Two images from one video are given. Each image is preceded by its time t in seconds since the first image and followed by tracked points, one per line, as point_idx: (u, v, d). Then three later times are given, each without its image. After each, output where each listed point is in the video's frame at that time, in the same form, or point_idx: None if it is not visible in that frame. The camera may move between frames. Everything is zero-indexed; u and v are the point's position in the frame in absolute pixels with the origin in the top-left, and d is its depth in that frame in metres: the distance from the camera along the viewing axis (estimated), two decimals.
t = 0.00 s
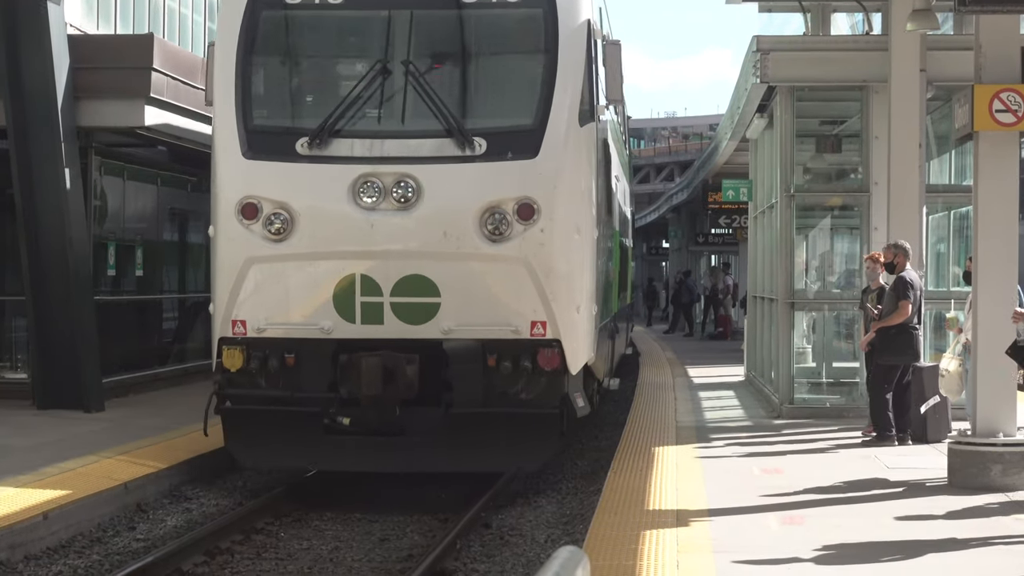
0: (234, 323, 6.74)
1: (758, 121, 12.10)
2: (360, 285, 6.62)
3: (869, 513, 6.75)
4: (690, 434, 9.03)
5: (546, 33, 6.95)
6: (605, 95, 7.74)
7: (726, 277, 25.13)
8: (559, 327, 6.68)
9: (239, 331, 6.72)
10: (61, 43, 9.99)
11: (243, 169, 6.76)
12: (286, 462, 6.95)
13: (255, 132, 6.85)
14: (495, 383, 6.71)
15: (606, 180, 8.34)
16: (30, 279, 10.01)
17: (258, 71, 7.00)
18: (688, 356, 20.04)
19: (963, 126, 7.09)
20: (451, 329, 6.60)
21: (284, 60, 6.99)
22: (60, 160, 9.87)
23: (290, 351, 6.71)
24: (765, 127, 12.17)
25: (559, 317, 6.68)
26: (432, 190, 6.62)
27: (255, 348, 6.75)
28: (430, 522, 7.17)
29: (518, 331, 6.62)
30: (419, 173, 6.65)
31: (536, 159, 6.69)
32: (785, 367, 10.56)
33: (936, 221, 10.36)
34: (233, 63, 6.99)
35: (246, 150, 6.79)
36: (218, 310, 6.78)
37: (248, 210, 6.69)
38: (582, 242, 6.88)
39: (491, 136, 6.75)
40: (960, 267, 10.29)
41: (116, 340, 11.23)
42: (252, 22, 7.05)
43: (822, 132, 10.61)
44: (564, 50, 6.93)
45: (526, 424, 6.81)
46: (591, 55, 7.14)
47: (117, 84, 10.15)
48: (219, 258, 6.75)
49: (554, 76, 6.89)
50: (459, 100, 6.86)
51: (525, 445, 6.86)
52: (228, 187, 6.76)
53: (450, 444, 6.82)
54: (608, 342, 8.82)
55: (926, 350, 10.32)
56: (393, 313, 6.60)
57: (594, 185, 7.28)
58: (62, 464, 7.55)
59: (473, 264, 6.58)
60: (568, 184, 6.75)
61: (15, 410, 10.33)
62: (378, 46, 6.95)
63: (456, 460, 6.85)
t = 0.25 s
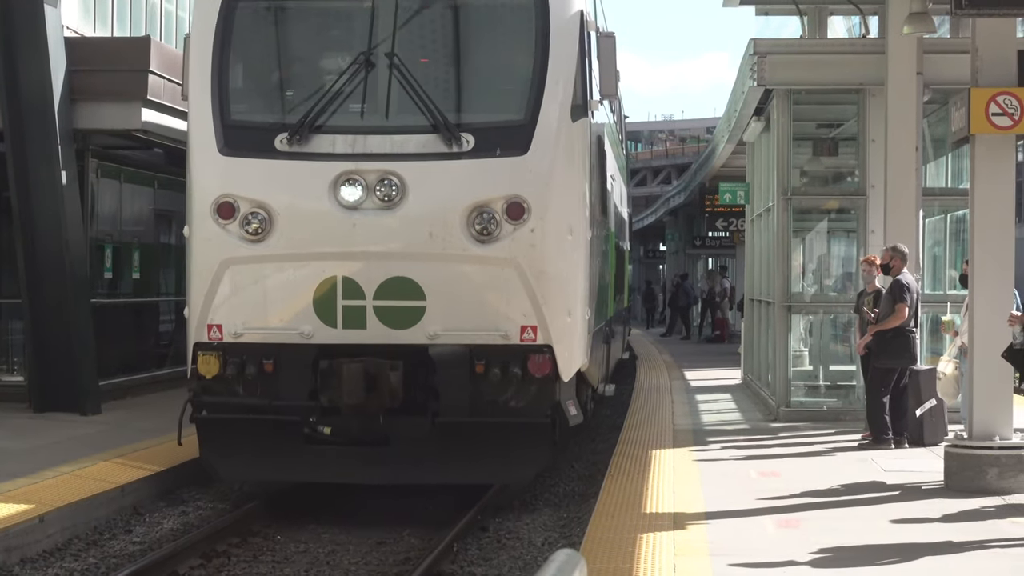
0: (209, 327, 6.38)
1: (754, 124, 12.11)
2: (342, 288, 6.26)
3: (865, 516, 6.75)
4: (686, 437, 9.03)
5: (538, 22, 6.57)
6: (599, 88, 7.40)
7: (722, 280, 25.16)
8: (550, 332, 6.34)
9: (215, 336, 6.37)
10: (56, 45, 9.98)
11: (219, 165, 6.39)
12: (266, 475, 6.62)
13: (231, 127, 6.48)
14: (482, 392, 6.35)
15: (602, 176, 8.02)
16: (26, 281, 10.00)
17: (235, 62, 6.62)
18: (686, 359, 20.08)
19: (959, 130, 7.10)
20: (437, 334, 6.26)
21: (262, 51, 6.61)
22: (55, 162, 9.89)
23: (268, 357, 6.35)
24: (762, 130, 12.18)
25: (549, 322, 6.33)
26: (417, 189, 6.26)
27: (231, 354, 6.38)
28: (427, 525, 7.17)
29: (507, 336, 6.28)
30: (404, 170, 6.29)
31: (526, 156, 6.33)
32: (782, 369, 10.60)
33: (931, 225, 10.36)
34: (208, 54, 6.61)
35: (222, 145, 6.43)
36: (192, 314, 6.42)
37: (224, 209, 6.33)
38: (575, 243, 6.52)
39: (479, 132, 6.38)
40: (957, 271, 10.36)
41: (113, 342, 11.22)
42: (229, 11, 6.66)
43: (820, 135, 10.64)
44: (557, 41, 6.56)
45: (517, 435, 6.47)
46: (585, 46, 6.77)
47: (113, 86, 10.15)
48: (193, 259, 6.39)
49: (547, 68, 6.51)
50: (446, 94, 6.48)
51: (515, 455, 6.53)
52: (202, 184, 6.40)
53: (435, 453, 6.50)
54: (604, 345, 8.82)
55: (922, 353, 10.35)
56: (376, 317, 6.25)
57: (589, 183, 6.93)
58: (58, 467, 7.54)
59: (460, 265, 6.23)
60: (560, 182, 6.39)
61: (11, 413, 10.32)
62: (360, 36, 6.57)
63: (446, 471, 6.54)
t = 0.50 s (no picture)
0: (185, 331, 6.12)
1: (753, 128, 12.12)
2: (323, 290, 6.00)
3: (862, 520, 6.76)
4: (685, 440, 9.04)
5: (530, 13, 6.31)
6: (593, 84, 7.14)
7: (721, 284, 25.21)
8: (542, 336, 6.06)
9: (191, 340, 6.11)
10: (56, 46, 9.97)
11: (196, 161, 6.13)
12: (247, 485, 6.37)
13: (211, 122, 6.22)
14: (471, 399, 6.10)
15: (597, 176, 7.77)
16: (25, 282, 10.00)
17: (214, 56, 6.34)
18: (685, 363, 20.11)
19: (957, 135, 7.11)
20: (422, 338, 5.99)
21: (241, 43, 6.33)
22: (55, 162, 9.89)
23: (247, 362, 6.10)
24: (761, 135, 12.18)
25: (541, 325, 6.06)
26: (402, 187, 6.00)
27: (208, 358, 6.13)
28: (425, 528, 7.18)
29: (496, 341, 6.02)
30: (388, 167, 6.02)
31: (516, 152, 6.07)
32: (779, 374, 10.60)
33: (929, 229, 10.40)
34: (186, 47, 6.34)
35: (199, 141, 6.16)
36: (167, 317, 6.15)
37: (200, 208, 6.07)
38: (568, 244, 6.25)
39: (468, 128, 6.11)
40: (954, 275, 10.36)
41: (111, 344, 11.22)
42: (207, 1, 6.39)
43: (818, 139, 10.65)
44: (549, 32, 6.28)
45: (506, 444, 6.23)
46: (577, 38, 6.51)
47: (113, 88, 10.15)
48: (167, 259, 6.12)
49: (538, 60, 6.25)
50: (434, 88, 6.20)
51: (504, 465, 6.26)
52: (178, 181, 6.12)
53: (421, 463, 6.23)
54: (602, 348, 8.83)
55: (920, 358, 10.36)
56: (357, 320, 5.99)
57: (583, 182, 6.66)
58: (55, 468, 7.53)
59: (447, 266, 5.97)
60: (552, 180, 6.13)
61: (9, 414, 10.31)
62: (343, 27, 6.29)
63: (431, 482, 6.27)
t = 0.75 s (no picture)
0: (157, 338, 5.71)
1: (752, 134, 12.11)
2: (304, 295, 5.61)
3: (861, 527, 6.75)
4: (684, 446, 9.04)
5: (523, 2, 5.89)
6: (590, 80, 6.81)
7: (720, 291, 25.24)
8: (534, 345, 5.66)
9: (164, 347, 5.71)
10: (55, 52, 9.97)
11: (170, 158, 5.72)
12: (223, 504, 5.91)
13: (184, 118, 5.80)
14: (459, 409, 5.73)
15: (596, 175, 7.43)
16: (24, 288, 9.99)
17: (189, 48, 5.92)
18: (684, 368, 20.14)
19: (957, 141, 7.11)
20: (408, 347, 5.59)
21: (218, 35, 5.91)
22: (53, 167, 9.89)
23: (223, 371, 5.72)
24: (760, 141, 12.18)
25: (533, 334, 5.65)
26: (387, 186, 5.60)
27: (181, 366, 5.74)
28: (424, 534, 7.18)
29: (486, 349, 5.61)
30: (371, 165, 5.63)
31: (508, 149, 5.66)
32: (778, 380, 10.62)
33: (929, 235, 10.42)
34: (158, 38, 5.91)
35: (173, 137, 5.76)
36: (139, 324, 5.74)
37: (175, 207, 5.68)
38: (564, 248, 5.86)
39: (457, 123, 5.70)
40: (953, 281, 10.35)
41: (110, 349, 11.21)
42: None
43: (818, 145, 10.66)
44: (543, 23, 5.88)
45: (498, 460, 5.80)
46: (572, 30, 6.11)
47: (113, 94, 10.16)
48: (139, 262, 5.73)
49: (531, 53, 5.83)
50: (421, 82, 5.80)
51: (497, 483, 5.84)
52: (150, 179, 5.73)
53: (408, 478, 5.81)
54: (600, 354, 8.84)
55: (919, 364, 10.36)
56: (340, 327, 5.59)
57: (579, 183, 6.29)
58: (54, 474, 7.52)
59: (435, 270, 5.58)
60: (546, 179, 5.71)
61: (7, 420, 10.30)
62: (326, 18, 5.88)
63: (419, 499, 5.84)
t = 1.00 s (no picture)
0: (130, 349, 5.39)
1: (753, 142, 12.13)
2: (284, 304, 5.28)
3: (864, 535, 6.75)
4: (686, 453, 9.04)
5: None
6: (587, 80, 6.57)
7: (721, 300, 25.29)
8: (529, 355, 5.33)
9: (136, 360, 5.38)
10: (56, 61, 9.97)
11: (144, 160, 5.41)
12: (200, 523, 5.57)
13: (160, 117, 5.50)
14: (449, 422, 5.41)
15: (594, 180, 7.19)
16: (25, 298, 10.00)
17: (167, 45, 5.63)
18: (686, 375, 20.18)
19: (958, 149, 7.12)
20: (395, 358, 5.28)
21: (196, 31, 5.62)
22: (54, 177, 9.90)
23: (199, 384, 5.40)
24: (762, 148, 12.19)
25: (527, 345, 5.32)
26: (372, 188, 5.28)
27: (156, 380, 5.42)
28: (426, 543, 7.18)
29: (477, 360, 5.29)
30: (355, 166, 5.31)
31: (500, 150, 5.35)
32: (780, 388, 10.61)
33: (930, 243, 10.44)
34: (133, 34, 5.62)
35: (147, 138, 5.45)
36: (111, 335, 5.43)
37: (148, 211, 5.36)
38: (560, 255, 5.54)
39: (447, 123, 5.40)
40: (955, 289, 10.36)
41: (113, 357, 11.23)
42: None
43: (820, 153, 10.69)
44: (537, 18, 5.59)
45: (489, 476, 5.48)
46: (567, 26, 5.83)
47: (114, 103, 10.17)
48: (113, 270, 5.42)
49: (525, 49, 5.54)
50: (410, 80, 5.51)
51: (489, 500, 5.52)
52: (123, 182, 5.41)
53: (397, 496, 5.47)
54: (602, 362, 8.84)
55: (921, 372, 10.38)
56: (322, 337, 5.27)
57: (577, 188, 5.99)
58: (56, 483, 7.51)
59: (424, 276, 5.25)
60: (540, 182, 5.40)
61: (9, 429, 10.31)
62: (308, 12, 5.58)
63: (407, 519, 5.49)
